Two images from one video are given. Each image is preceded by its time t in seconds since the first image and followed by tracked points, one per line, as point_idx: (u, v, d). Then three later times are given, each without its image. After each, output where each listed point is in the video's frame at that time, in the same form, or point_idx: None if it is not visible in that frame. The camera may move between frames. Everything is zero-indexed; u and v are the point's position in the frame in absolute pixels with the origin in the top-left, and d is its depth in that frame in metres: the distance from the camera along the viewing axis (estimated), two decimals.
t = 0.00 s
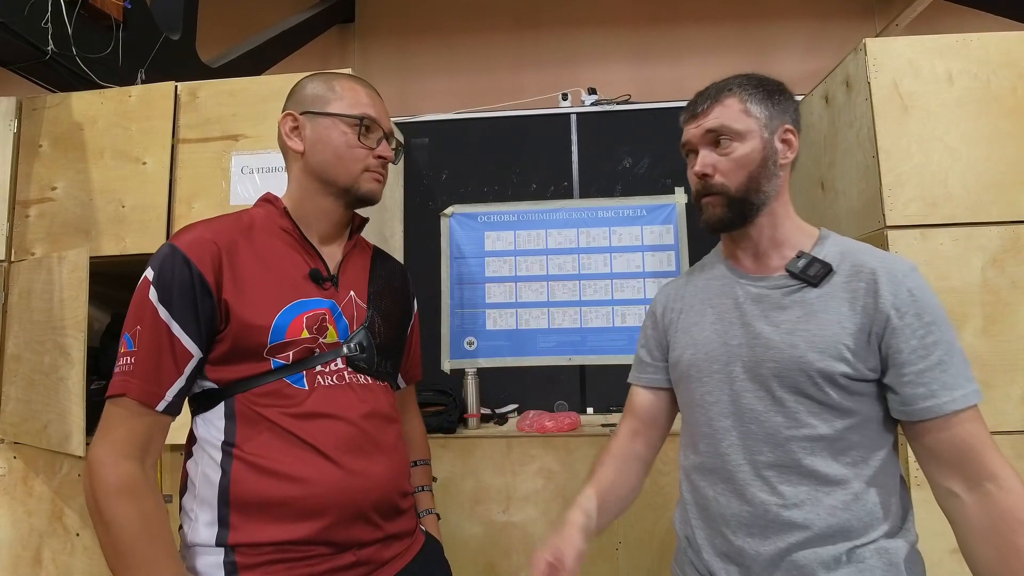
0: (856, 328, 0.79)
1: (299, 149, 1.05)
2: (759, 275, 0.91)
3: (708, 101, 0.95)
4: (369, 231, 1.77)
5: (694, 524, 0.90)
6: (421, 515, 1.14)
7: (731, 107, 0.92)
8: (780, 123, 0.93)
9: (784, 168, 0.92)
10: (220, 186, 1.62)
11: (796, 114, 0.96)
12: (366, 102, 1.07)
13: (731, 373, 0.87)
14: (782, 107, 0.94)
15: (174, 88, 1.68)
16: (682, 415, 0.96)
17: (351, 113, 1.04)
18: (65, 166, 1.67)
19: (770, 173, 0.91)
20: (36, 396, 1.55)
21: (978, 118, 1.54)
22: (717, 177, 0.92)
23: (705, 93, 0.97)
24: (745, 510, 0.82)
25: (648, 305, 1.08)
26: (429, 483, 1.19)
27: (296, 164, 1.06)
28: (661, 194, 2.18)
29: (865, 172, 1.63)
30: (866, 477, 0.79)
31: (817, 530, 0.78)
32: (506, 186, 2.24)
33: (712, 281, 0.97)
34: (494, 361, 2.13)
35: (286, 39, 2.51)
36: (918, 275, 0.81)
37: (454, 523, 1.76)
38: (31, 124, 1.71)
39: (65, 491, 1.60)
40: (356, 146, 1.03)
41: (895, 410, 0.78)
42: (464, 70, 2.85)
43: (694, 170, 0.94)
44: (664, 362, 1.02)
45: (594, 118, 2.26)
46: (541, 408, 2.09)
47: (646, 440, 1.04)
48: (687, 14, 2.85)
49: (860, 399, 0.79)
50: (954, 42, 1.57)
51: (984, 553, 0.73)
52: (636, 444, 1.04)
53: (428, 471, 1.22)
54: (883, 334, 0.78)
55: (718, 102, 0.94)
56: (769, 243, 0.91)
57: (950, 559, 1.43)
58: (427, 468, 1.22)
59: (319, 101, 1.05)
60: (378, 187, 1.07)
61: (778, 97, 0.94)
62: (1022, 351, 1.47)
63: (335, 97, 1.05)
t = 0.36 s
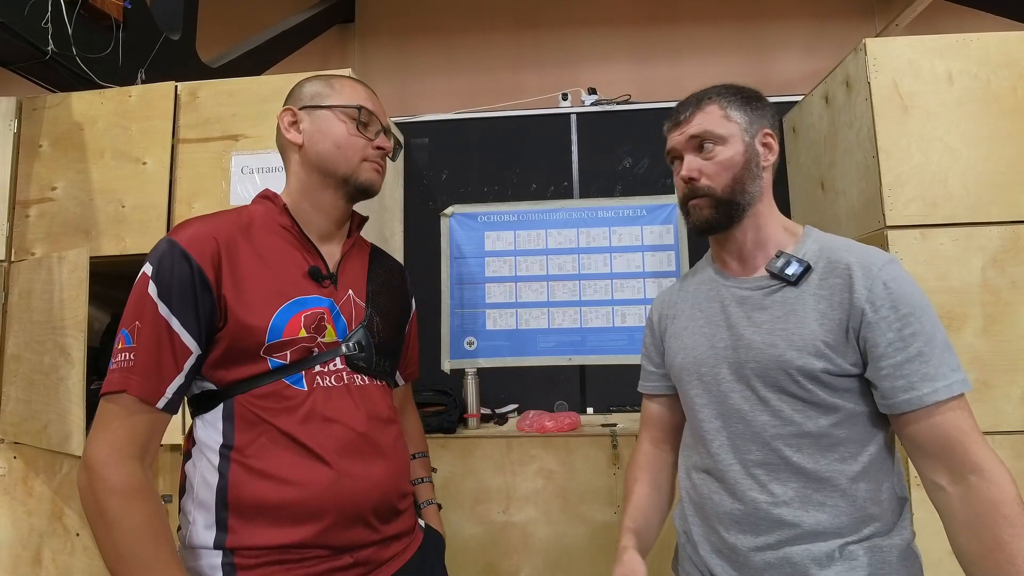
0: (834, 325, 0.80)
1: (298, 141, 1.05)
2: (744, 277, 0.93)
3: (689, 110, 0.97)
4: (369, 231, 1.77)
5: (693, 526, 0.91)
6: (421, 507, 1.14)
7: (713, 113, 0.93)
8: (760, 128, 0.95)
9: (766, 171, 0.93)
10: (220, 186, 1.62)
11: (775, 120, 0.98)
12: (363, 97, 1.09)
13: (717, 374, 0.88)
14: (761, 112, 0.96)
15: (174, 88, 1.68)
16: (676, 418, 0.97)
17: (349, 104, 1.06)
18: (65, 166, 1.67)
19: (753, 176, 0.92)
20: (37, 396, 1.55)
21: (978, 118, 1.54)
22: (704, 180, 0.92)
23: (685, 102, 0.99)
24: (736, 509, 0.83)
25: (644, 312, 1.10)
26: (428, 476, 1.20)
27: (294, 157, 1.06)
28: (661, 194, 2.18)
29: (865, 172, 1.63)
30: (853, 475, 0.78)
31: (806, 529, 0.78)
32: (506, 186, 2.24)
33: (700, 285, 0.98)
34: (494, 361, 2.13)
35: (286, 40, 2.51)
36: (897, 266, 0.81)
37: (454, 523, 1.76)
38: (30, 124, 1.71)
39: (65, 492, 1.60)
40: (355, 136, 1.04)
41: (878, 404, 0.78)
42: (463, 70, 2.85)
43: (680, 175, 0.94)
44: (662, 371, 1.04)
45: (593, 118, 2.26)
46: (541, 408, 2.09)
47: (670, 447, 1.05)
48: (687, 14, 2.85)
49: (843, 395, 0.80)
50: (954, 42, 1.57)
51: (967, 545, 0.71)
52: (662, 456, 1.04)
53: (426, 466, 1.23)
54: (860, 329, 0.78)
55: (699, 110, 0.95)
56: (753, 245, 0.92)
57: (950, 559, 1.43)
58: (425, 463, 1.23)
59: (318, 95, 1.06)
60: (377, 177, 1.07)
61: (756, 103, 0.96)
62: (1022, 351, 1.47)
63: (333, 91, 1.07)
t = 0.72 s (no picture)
0: (838, 323, 0.78)
1: (293, 141, 1.05)
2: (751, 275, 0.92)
3: (691, 109, 0.97)
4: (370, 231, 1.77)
5: (699, 529, 0.91)
6: (419, 510, 1.14)
7: (714, 112, 0.94)
8: (764, 124, 0.94)
9: (772, 166, 0.93)
10: (220, 186, 1.62)
11: (780, 114, 0.96)
12: (359, 97, 1.10)
13: (721, 374, 0.89)
14: (765, 108, 0.95)
15: (174, 88, 1.68)
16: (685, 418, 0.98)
17: (344, 103, 1.07)
18: (65, 166, 1.67)
19: (756, 173, 0.91)
20: (37, 396, 1.55)
21: (978, 118, 1.54)
22: (706, 180, 0.93)
23: (688, 102, 0.99)
24: (738, 511, 0.83)
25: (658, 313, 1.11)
26: (426, 478, 1.19)
27: (290, 157, 1.06)
28: (661, 194, 2.18)
29: (865, 172, 1.63)
30: (859, 479, 0.76)
31: (809, 533, 0.77)
32: (506, 186, 2.24)
33: (708, 285, 0.99)
34: (494, 361, 2.13)
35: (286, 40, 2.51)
36: (908, 260, 0.78)
37: (454, 523, 1.76)
38: (30, 124, 1.71)
39: (65, 492, 1.60)
40: (350, 134, 1.05)
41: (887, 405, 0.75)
42: (463, 70, 2.85)
43: (683, 175, 0.95)
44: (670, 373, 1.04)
45: (593, 118, 2.26)
46: (541, 408, 2.09)
47: (682, 450, 1.04)
48: (687, 14, 2.85)
49: (848, 395, 0.78)
50: (955, 42, 1.57)
51: (978, 554, 0.68)
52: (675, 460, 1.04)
53: (424, 469, 1.22)
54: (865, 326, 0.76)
55: (700, 109, 0.95)
56: (759, 242, 0.91)
57: (950, 560, 1.43)
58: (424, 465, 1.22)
59: (314, 95, 1.07)
60: (372, 175, 1.07)
61: (759, 100, 0.96)
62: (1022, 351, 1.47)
63: (329, 92, 1.08)
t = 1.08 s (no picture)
0: (884, 327, 0.74)
1: (279, 141, 1.05)
2: (780, 269, 0.86)
3: (734, 80, 0.90)
4: (369, 231, 1.77)
5: (711, 539, 0.86)
6: (414, 512, 1.12)
7: (761, 85, 0.87)
8: (809, 106, 0.88)
9: (814, 153, 0.87)
10: (220, 186, 1.62)
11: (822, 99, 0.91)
12: (344, 93, 1.10)
13: (747, 376, 0.83)
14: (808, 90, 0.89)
15: (173, 88, 1.68)
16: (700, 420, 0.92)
17: (328, 101, 1.07)
18: (65, 166, 1.67)
19: (800, 159, 0.86)
20: (37, 396, 1.55)
21: (978, 118, 1.54)
22: (747, 159, 0.86)
23: (731, 71, 0.92)
24: (764, 526, 0.78)
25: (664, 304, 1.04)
26: (424, 480, 1.19)
27: (276, 158, 1.06)
28: (661, 194, 2.18)
29: (865, 172, 1.63)
30: (898, 494, 0.73)
31: (841, 550, 0.73)
32: (506, 186, 2.24)
33: (727, 276, 0.93)
34: (494, 361, 2.13)
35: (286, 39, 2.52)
36: (955, 266, 0.74)
37: (454, 523, 1.76)
38: (30, 124, 1.71)
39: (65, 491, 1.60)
40: (335, 131, 1.05)
41: (929, 419, 0.72)
42: (463, 70, 2.85)
43: (722, 152, 0.88)
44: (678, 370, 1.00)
45: (594, 119, 2.26)
46: (541, 408, 2.09)
47: (681, 450, 1.02)
48: (687, 14, 2.85)
49: (889, 405, 0.74)
50: (954, 42, 1.57)
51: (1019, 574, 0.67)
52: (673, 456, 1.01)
53: (423, 470, 1.21)
54: (915, 333, 0.72)
55: (745, 81, 0.88)
56: (792, 235, 0.86)
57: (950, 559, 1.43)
58: (421, 466, 1.22)
59: (297, 95, 1.07)
60: (360, 172, 1.07)
61: (805, 79, 0.90)
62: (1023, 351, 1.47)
63: (312, 90, 1.08)
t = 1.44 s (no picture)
0: (922, 331, 0.73)
1: (268, 136, 1.05)
2: (802, 266, 0.84)
3: (772, 57, 0.86)
4: (369, 231, 1.77)
5: (731, 555, 0.82)
6: (408, 508, 1.11)
7: (801, 66, 0.84)
8: (839, 99, 0.86)
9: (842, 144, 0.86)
10: (220, 186, 1.62)
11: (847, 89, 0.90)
12: (332, 84, 1.09)
13: (776, 380, 0.79)
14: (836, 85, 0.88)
15: (173, 88, 1.68)
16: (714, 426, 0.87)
17: (315, 93, 1.06)
18: (65, 166, 1.67)
19: (830, 151, 0.84)
20: (37, 396, 1.55)
21: (978, 118, 1.54)
22: (783, 144, 0.83)
23: (767, 48, 0.88)
24: (799, 539, 0.74)
25: (666, 300, 0.97)
26: (419, 475, 1.17)
27: (267, 153, 1.07)
28: (661, 194, 2.18)
29: (865, 172, 1.63)
30: (931, 501, 0.73)
31: (881, 562, 0.71)
32: (506, 186, 2.24)
33: (741, 272, 0.89)
34: (494, 361, 2.13)
35: (286, 39, 2.51)
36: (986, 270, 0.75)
37: (454, 523, 1.76)
38: (30, 124, 1.71)
39: (65, 492, 1.60)
40: (322, 124, 1.04)
41: (965, 426, 0.73)
42: (463, 70, 2.85)
43: (757, 133, 0.84)
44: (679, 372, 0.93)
45: (594, 119, 2.26)
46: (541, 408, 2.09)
47: (678, 456, 0.96)
48: (687, 14, 2.85)
49: (924, 410, 0.73)
50: (954, 42, 1.57)
51: None
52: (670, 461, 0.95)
53: (418, 465, 1.19)
54: (956, 338, 0.71)
55: (784, 60, 0.85)
56: (815, 231, 0.85)
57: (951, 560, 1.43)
58: (418, 462, 1.20)
59: (286, 88, 1.07)
60: (351, 165, 1.06)
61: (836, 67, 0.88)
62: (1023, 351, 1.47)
63: (300, 83, 1.07)
